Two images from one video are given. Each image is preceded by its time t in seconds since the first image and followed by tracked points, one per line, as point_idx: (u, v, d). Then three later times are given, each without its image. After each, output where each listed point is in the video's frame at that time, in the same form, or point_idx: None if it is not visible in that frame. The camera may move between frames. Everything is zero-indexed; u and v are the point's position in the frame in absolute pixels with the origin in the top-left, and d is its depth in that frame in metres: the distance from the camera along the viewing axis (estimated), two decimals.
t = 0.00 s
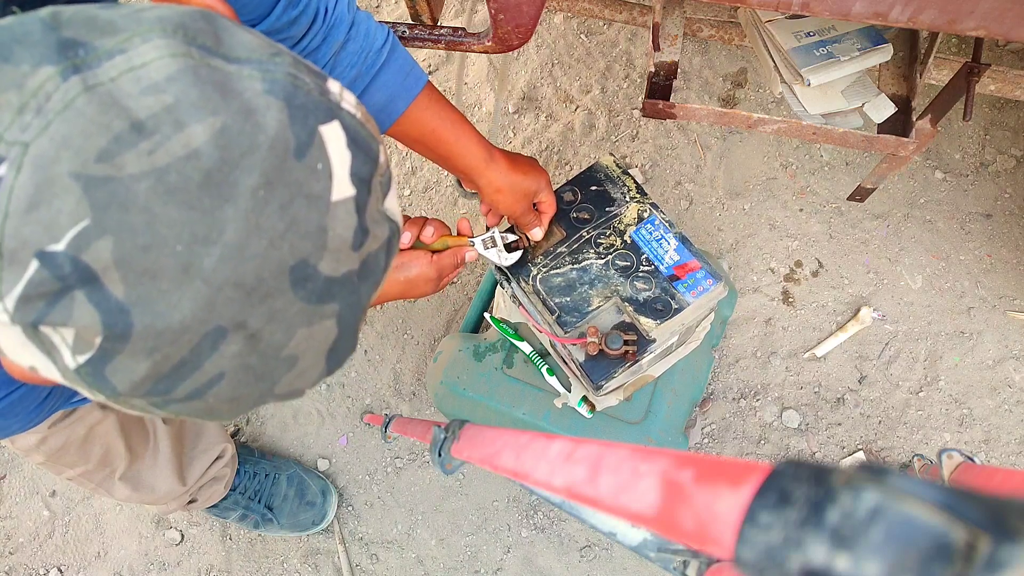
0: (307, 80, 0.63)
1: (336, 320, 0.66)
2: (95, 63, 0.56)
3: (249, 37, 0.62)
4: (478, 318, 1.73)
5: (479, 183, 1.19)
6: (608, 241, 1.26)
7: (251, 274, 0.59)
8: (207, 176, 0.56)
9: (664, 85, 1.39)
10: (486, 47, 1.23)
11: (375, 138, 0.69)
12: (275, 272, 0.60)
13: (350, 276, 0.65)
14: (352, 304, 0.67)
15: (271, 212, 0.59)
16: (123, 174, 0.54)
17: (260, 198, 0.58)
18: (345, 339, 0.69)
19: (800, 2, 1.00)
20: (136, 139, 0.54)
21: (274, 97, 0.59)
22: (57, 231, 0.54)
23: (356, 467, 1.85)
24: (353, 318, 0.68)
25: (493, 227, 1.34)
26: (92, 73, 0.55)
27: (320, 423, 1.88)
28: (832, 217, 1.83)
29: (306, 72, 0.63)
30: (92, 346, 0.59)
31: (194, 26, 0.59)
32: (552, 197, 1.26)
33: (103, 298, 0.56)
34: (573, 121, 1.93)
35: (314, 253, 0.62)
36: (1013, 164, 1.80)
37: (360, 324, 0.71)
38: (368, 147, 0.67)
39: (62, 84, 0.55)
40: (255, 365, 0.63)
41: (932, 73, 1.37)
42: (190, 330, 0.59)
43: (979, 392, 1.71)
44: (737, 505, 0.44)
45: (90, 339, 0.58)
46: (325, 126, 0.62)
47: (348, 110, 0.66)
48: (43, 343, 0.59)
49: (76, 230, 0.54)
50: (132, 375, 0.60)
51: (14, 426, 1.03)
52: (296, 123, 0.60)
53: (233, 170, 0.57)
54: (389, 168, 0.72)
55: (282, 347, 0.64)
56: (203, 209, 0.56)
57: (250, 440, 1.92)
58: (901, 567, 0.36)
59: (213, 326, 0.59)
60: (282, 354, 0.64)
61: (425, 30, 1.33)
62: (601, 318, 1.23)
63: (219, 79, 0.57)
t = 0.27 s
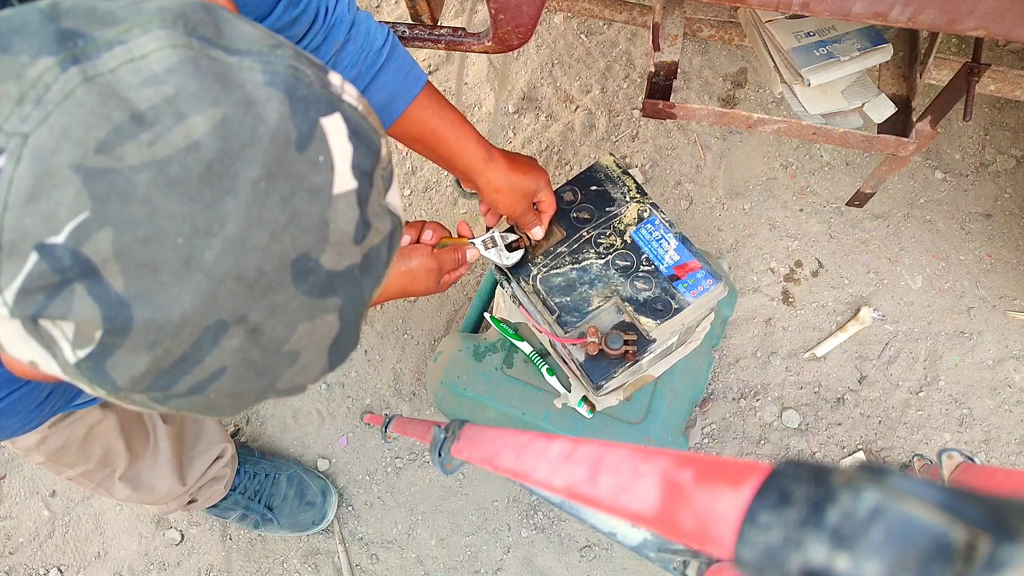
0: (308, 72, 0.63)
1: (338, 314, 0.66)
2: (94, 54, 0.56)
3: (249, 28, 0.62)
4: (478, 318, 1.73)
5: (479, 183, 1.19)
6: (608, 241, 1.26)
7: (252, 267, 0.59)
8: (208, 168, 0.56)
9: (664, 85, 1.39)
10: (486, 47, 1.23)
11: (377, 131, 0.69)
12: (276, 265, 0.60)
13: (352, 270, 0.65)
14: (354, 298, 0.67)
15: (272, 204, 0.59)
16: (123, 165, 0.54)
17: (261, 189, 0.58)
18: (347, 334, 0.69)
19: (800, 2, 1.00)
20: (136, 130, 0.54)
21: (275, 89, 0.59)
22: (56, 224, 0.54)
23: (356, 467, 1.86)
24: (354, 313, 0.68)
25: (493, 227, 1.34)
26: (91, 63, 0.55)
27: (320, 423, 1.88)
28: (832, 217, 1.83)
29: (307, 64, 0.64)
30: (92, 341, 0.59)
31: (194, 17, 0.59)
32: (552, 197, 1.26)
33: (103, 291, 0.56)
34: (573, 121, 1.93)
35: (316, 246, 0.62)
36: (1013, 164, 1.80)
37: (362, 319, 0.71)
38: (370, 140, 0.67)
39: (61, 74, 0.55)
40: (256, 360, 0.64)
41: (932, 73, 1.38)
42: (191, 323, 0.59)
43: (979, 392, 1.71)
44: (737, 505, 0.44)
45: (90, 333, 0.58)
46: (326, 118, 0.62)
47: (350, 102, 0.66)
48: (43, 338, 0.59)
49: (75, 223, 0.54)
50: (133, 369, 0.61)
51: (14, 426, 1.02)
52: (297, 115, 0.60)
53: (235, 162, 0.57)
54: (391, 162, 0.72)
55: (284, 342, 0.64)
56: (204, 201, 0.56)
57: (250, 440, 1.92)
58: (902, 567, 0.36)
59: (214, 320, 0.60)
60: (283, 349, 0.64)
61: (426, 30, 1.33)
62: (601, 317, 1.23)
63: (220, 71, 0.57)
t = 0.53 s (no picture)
0: (312, 67, 0.63)
1: (341, 310, 0.66)
2: (99, 48, 0.56)
3: (253, 23, 0.63)
4: (478, 318, 1.73)
5: (479, 182, 1.19)
6: (608, 241, 1.26)
7: (257, 261, 0.59)
8: (213, 161, 0.56)
9: (664, 85, 1.39)
10: (486, 47, 1.23)
11: (381, 127, 0.68)
12: (281, 259, 0.60)
13: (356, 265, 0.65)
14: (358, 294, 0.66)
15: (277, 199, 0.59)
16: (129, 158, 0.54)
17: (266, 183, 0.58)
18: (351, 330, 0.68)
19: (800, 2, 1.00)
20: (141, 124, 0.54)
21: (280, 83, 0.60)
22: (62, 217, 0.54)
23: (356, 467, 1.85)
24: (359, 309, 0.68)
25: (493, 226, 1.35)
26: (97, 57, 0.55)
27: (320, 423, 1.88)
28: (832, 217, 1.83)
29: (310, 58, 0.64)
30: (97, 335, 0.59)
31: (199, 12, 0.60)
32: (552, 196, 1.26)
33: (108, 284, 0.56)
34: (573, 121, 1.93)
35: (320, 240, 0.62)
36: (1013, 164, 1.80)
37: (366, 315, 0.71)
38: (374, 135, 0.66)
39: (67, 68, 0.55)
40: (260, 355, 0.63)
41: (932, 73, 1.37)
42: (196, 317, 0.59)
43: (979, 392, 1.71)
44: (737, 505, 0.44)
45: (95, 327, 0.58)
46: (330, 114, 0.62)
47: (354, 98, 0.66)
48: (47, 332, 0.59)
49: (81, 215, 0.54)
50: (137, 363, 0.60)
51: (14, 424, 1.01)
52: (302, 110, 0.60)
53: (239, 156, 0.57)
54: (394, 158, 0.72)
55: (288, 337, 0.64)
56: (209, 194, 0.56)
57: (250, 440, 1.92)
58: (902, 566, 0.36)
59: (219, 314, 0.59)
60: (287, 344, 0.64)
61: (426, 30, 1.33)
62: (601, 318, 1.24)
63: (225, 65, 0.58)
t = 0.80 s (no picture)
0: (318, 51, 0.63)
1: (347, 296, 0.66)
2: (107, 27, 0.56)
3: (258, 8, 0.63)
4: (478, 318, 1.73)
5: (480, 181, 1.18)
6: (607, 241, 1.26)
7: (264, 244, 0.59)
8: (221, 140, 0.56)
9: (664, 85, 1.38)
10: (486, 47, 1.23)
11: (386, 113, 0.69)
12: (288, 242, 0.60)
13: (361, 251, 0.65)
14: (363, 280, 0.67)
15: (284, 180, 0.59)
16: (137, 137, 0.54)
17: (274, 164, 0.58)
18: (357, 316, 0.69)
19: (800, 2, 1.00)
20: (150, 102, 0.54)
21: (287, 66, 0.60)
22: (69, 195, 0.54)
23: (356, 467, 1.85)
24: (364, 295, 0.68)
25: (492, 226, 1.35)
26: (105, 36, 0.55)
27: (320, 423, 1.88)
28: (832, 217, 1.83)
29: (317, 43, 0.64)
30: (103, 318, 0.58)
31: None
32: (552, 195, 1.26)
33: (116, 265, 0.56)
34: (573, 121, 1.93)
35: (327, 224, 0.62)
36: (1013, 164, 1.80)
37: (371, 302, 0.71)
38: (379, 121, 0.67)
39: (74, 45, 0.54)
40: (266, 340, 0.64)
41: (932, 73, 1.38)
42: (203, 300, 0.59)
43: (979, 392, 1.71)
44: (737, 505, 0.44)
45: (101, 309, 0.58)
46: (337, 97, 0.62)
47: (359, 83, 0.66)
48: (52, 316, 0.59)
49: (89, 193, 0.54)
50: (143, 348, 0.60)
51: (8, 424, 0.87)
52: (309, 93, 0.60)
53: (248, 136, 0.57)
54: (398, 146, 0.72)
55: (294, 322, 0.64)
56: (217, 173, 0.56)
57: (250, 440, 1.92)
58: (902, 567, 0.36)
59: (227, 297, 0.59)
60: (293, 329, 0.64)
61: (426, 30, 1.33)
62: (601, 318, 1.24)
63: (232, 46, 0.58)
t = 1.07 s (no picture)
0: (325, 39, 0.64)
1: (355, 284, 0.66)
2: (118, 12, 0.57)
3: None
4: (478, 318, 1.73)
5: (480, 180, 1.18)
6: (607, 241, 1.26)
7: (274, 229, 0.59)
8: (231, 126, 0.56)
9: (664, 85, 1.38)
10: (486, 47, 1.23)
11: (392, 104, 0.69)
12: (298, 228, 0.60)
13: (369, 239, 0.65)
14: (371, 268, 0.67)
15: (294, 166, 0.59)
16: (149, 121, 0.54)
17: (283, 150, 0.58)
18: (364, 305, 0.69)
19: (800, 2, 1.00)
20: (161, 86, 0.55)
21: (295, 53, 0.60)
22: (81, 179, 0.54)
23: (356, 467, 1.85)
24: (371, 284, 0.68)
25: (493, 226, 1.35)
26: (116, 20, 0.56)
27: (320, 423, 1.88)
28: (832, 217, 1.83)
29: (324, 31, 0.65)
30: (113, 304, 0.58)
31: None
32: (552, 195, 1.26)
33: (127, 250, 0.56)
34: (573, 121, 1.93)
35: (336, 211, 0.62)
36: (1013, 164, 1.80)
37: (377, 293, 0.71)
38: (385, 109, 0.67)
39: (86, 29, 0.55)
40: (276, 327, 0.64)
41: (932, 73, 1.38)
42: (214, 286, 0.59)
43: (979, 392, 1.71)
44: (738, 505, 0.44)
45: (112, 294, 0.57)
46: (345, 85, 0.63)
47: (364, 72, 0.67)
48: (62, 302, 0.58)
49: (100, 177, 0.54)
50: (153, 334, 0.60)
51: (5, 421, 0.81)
52: (317, 79, 0.61)
53: (258, 121, 0.57)
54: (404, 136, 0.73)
55: (303, 309, 0.64)
56: (227, 158, 0.56)
57: (250, 441, 1.92)
58: (901, 567, 0.36)
59: (237, 283, 0.59)
60: (302, 316, 0.64)
61: (426, 30, 1.33)
62: (601, 319, 1.24)
63: (241, 32, 0.59)
